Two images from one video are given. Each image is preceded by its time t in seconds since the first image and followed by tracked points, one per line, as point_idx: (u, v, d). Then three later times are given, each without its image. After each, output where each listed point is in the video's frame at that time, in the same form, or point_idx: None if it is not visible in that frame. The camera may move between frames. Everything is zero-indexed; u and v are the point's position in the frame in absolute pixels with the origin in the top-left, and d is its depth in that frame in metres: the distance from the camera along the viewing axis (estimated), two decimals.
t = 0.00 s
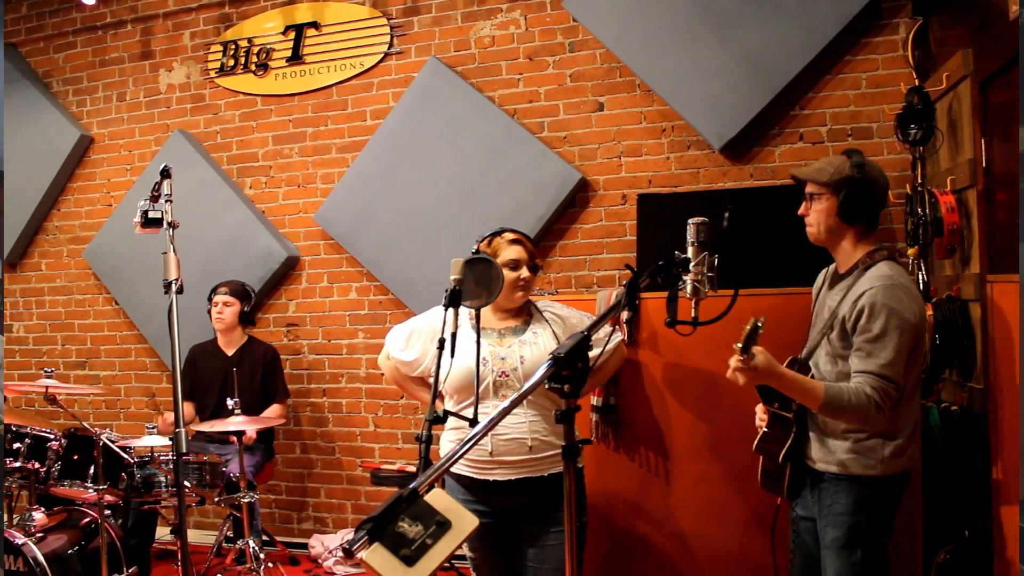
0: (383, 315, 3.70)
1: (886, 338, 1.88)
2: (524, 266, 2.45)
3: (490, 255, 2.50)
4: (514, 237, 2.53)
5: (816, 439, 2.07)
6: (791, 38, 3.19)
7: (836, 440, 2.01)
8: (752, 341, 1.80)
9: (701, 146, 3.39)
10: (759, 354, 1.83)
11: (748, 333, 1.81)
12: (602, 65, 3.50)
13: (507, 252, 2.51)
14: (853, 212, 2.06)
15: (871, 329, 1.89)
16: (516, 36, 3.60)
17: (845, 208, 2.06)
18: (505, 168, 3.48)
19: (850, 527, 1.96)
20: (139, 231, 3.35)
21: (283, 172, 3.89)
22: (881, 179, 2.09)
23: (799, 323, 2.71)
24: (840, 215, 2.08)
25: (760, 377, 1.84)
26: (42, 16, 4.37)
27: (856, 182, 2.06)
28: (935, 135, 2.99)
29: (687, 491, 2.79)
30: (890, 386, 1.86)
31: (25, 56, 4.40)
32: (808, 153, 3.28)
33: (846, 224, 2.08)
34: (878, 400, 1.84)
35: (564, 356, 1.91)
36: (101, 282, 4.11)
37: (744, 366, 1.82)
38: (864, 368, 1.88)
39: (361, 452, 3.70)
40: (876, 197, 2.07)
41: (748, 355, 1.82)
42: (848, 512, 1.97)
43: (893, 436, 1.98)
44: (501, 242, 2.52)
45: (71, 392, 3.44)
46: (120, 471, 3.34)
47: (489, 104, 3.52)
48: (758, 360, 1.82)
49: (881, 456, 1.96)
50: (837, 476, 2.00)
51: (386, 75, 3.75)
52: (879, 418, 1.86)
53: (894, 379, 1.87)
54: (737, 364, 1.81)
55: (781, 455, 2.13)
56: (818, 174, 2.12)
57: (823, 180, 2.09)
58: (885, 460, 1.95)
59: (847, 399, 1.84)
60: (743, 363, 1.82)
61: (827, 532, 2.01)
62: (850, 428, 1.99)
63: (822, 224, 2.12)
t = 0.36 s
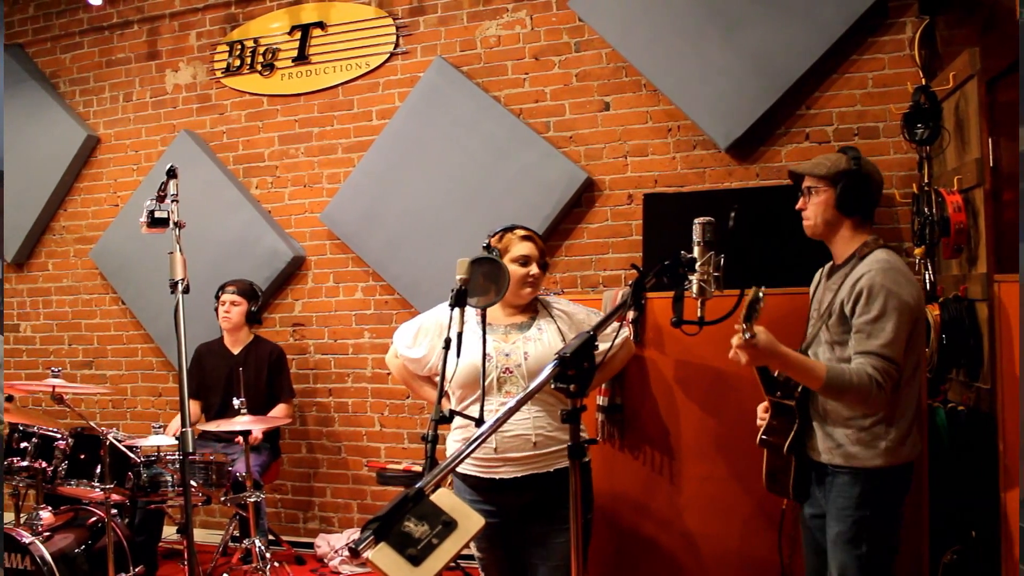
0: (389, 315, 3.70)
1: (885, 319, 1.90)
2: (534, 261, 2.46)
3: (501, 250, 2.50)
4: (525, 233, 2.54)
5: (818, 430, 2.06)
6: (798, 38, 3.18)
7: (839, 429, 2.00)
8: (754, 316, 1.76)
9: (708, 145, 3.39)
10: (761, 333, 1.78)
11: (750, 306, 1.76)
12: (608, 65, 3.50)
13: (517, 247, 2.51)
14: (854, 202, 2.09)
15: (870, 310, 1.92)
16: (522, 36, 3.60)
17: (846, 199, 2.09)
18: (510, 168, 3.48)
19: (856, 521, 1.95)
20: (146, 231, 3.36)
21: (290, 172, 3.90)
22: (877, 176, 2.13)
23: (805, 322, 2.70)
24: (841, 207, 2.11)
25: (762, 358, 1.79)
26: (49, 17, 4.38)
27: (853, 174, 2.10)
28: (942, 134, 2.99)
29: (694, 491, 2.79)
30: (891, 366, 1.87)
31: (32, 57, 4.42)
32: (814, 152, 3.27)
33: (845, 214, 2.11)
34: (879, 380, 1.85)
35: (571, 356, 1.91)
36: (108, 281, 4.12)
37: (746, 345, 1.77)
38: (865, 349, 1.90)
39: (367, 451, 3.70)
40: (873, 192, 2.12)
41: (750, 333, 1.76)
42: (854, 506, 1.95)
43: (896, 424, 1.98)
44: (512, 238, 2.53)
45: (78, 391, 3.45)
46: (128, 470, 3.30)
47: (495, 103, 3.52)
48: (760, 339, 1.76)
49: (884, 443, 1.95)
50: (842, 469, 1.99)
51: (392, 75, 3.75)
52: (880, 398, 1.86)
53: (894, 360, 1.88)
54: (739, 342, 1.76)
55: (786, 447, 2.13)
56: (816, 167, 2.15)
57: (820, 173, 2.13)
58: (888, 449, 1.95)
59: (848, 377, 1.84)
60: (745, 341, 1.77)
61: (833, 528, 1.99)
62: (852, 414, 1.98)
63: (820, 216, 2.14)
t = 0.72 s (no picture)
0: (396, 315, 3.70)
1: (886, 321, 1.90)
2: (540, 261, 2.46)
3: (505, 250, 2.51)
4: (531, 233, 2.54)
5: (823, 441, 2.06)
6: (805, 37, 3.17)
7: (845, 440, 2.00)
8: (737, 314, 1.77)
9: (714, 144, 3.38)
10: (748, 334, 1.84)
11: (729, 305, 1.78)
12: (614, 64, 3.49)
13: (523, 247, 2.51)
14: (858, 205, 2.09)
15: (870, 312, 1.92)
16: (529, 36, 3.60)
17: (842, 203, 2.11)
18: (517, 168, 3.47)
19: (859, 535, 1.95)
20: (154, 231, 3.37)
21: (297, 172, 3.90)
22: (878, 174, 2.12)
23: (813, 323, 2.69)
24: (841, 211, 2.12)
25: (750, 358, 1.85)
26: (57, 18, 4.40)
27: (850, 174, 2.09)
28: (950, 133, 2.98)
29: (700, 493, 2.79)
30: (892, 369, 1.86)
31: (40, 58, 4.43)
32: (821, 151, 3.26)
33: (846, 218, 2.12)
34: (878, 382, 1.84)
35: (578, 355, 1.90)
36: (115, 281, 4.13)
37: (732, 344, 1.83)
38: (864, 351, 1.89)
39: (374, 451, 3.70)
40: (873, 192, 2.10)
41: (736, 333, 1.82)
42: (856, 518, 1.96)
43: (902, 432, 1.96)
44: (517, 237, 2.53)
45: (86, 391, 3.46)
46: (136, 469, 3.25)
47: (502, 103, 3.52)
48: (745, 339, 1.82)
49: (888, 452, 1.94)
50: (849, 481, 1.98)
51: (398, 74, 3.76)
52: (881, 402, 1.85)
53: (896, 362, 1.87)
54: (724, 342, 1.82)
55: (784, 456, 2.12)
56: (812, 174, 2.18)
57: (815, 180, 2.16)
58: (892, 459, 1.93)
59: (845, 380, 1.84)
60: (731, 341, 1.83)
61: (836, 540, 2.00)
62: (857, 423, 1.98)
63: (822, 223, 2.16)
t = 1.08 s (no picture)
0: (405, 314, 3.70)
1: (894, 333, 1.89)
2: (546, 266, 2.46)
3: (513, 254, 2.50)
4: (537, 237, 2.53)
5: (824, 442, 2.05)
6: (814, 36, 3.16)
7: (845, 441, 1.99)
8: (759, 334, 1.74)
9: (724, 144, 3.37)
10: (764, 351, 1.81)
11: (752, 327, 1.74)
12: (623, 63, 3.49)
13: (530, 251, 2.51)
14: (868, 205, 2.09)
15: (879, 325, 1.91)
16: (538, 35, 3.60)
17: (845, 211, 2.10)
18: (526, 167, 3.47)
19: (855, 531, 1.95)
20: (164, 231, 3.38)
21: (306, 172, 3.91)
22: (885, 183, 2.13)
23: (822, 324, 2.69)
24: (840, 210, 2.12)
25: (766, 374, 1.82)
26: (67, 19, 4.41)
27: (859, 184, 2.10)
28: (960, 132, 2.98)
29: (707, 493, 2.78)
30: (899, 382, 1.87)
31: (51, 58, 4.45)
32: (831, 151, 3.25)
33: (847, 217, 2.11)
34: (887, 396, 1.85)
35: (587, 355, 1.90)
36: (125, 281, 4.15)
37: (749, 362, 1.80)
38: (873, 365, 1.89)
39: (383, 450, 3.71)
40: (881, 201, 2.11)
41: (753, 351, 1.79)
42: (856, 515, 1.95)
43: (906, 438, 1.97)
44: (524, 242, 2.53)
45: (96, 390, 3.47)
46: (146, 468, 3.30)
47: (512, 103, 3.52)
48: (762, 356, 1.80)
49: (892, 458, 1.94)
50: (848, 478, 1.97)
51: (407, 74, 3.76)
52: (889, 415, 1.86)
53: (903, 374, 1.88)
54: (742, 360, 1.79)
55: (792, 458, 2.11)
56: (822, 176, 2.16)
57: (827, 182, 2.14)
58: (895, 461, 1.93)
59: (855, 394, 1.84)
60: (749, 359, 1.80)
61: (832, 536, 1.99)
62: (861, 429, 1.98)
63: (823, 226, 2.15)
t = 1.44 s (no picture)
0: (415, 314, 3.70)
1: (889, 313, 1.89)
2: (558, 265, 2.45)
3: (524, 253, 2.51)
4: (549, 237, 2.53)
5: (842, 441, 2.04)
6: (825, 35, 3.15)
7: (862, 438, 1.99)
8: (735, 321, 1.80)
9: (734, 143, 3.36)
10: (751, 340, 1.85)
11: (728, 313, 1.81)
12: (633, 63, 3.48)
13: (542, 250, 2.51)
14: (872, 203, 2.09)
15: (874, 306, 1.91)
16: (547, 35, 3.59)
17: (838, 202, 2.09)
18: (535, 166, 3.47)
19: (883, 532, 1.94)
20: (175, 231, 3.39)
21: (316, 172, 3.92)
22: (875, 170, 2.09)
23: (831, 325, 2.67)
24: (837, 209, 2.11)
25: (755, 364, 1.85)
26: (78, 20, 4.43)
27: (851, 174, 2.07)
28: (971, 131, 2.98)
29: (719, 491, 2.77)
30: (899, 361, 1.86)
31: (62, 59, 4.47)
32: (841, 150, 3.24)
33: (852, 218, 2.10)
34: (887, 375, 1.84)
35: (597, 355, 1.90)
36: (136, 281, 4.16)
37: (735, 352, 1.84)
38: (872, 347, 1.89)
39: (393, 450, 3.71)
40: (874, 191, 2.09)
41: (737, 340, 1.83)
42: (880, 516, 1.95)
43: (917, 424, 1.95)
44: (536, 241, 2.53)
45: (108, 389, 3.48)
46: (156, 467, 3.29)
47: (521, 103, 3.51)
48: (748, 345, 1.83)
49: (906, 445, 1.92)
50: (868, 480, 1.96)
51: (417, 74, 3.76)
52: (892, 395, 1.84)
53: (903, 353, 1.86)
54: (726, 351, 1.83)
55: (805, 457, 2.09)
56: (812, 170, 2.19)
57: (814, 175, 2.16)
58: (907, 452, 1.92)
59: (852, 377, 1.84)
60: (735, 349, 1.85)
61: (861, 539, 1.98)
62: (872, 418, 1.97)
63: (820, 219, 2.15)
